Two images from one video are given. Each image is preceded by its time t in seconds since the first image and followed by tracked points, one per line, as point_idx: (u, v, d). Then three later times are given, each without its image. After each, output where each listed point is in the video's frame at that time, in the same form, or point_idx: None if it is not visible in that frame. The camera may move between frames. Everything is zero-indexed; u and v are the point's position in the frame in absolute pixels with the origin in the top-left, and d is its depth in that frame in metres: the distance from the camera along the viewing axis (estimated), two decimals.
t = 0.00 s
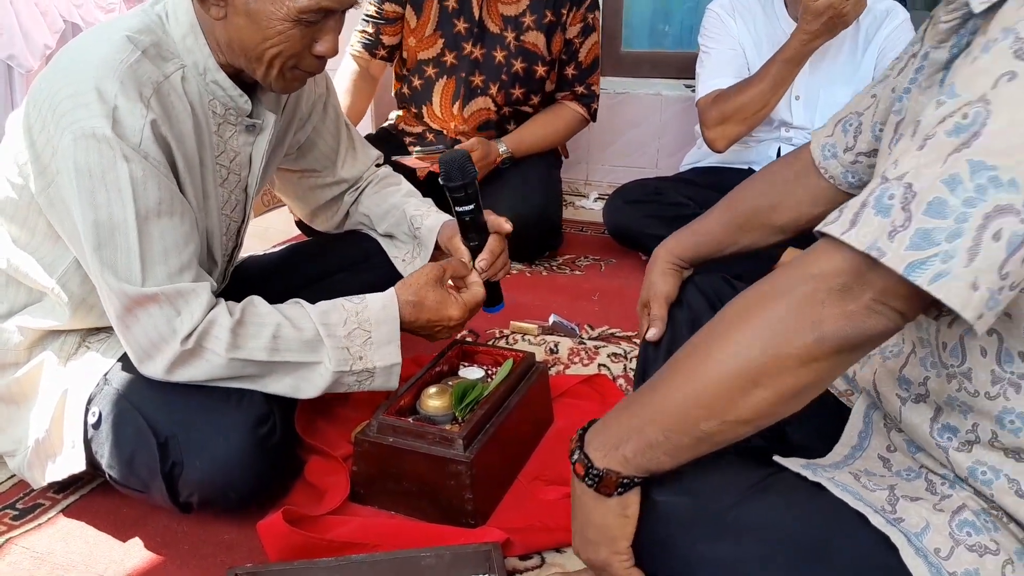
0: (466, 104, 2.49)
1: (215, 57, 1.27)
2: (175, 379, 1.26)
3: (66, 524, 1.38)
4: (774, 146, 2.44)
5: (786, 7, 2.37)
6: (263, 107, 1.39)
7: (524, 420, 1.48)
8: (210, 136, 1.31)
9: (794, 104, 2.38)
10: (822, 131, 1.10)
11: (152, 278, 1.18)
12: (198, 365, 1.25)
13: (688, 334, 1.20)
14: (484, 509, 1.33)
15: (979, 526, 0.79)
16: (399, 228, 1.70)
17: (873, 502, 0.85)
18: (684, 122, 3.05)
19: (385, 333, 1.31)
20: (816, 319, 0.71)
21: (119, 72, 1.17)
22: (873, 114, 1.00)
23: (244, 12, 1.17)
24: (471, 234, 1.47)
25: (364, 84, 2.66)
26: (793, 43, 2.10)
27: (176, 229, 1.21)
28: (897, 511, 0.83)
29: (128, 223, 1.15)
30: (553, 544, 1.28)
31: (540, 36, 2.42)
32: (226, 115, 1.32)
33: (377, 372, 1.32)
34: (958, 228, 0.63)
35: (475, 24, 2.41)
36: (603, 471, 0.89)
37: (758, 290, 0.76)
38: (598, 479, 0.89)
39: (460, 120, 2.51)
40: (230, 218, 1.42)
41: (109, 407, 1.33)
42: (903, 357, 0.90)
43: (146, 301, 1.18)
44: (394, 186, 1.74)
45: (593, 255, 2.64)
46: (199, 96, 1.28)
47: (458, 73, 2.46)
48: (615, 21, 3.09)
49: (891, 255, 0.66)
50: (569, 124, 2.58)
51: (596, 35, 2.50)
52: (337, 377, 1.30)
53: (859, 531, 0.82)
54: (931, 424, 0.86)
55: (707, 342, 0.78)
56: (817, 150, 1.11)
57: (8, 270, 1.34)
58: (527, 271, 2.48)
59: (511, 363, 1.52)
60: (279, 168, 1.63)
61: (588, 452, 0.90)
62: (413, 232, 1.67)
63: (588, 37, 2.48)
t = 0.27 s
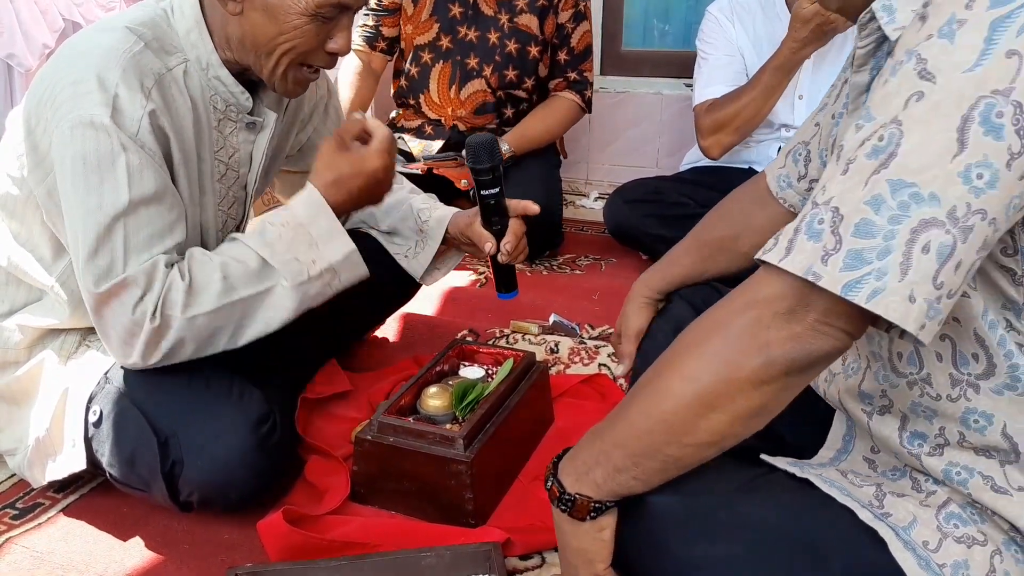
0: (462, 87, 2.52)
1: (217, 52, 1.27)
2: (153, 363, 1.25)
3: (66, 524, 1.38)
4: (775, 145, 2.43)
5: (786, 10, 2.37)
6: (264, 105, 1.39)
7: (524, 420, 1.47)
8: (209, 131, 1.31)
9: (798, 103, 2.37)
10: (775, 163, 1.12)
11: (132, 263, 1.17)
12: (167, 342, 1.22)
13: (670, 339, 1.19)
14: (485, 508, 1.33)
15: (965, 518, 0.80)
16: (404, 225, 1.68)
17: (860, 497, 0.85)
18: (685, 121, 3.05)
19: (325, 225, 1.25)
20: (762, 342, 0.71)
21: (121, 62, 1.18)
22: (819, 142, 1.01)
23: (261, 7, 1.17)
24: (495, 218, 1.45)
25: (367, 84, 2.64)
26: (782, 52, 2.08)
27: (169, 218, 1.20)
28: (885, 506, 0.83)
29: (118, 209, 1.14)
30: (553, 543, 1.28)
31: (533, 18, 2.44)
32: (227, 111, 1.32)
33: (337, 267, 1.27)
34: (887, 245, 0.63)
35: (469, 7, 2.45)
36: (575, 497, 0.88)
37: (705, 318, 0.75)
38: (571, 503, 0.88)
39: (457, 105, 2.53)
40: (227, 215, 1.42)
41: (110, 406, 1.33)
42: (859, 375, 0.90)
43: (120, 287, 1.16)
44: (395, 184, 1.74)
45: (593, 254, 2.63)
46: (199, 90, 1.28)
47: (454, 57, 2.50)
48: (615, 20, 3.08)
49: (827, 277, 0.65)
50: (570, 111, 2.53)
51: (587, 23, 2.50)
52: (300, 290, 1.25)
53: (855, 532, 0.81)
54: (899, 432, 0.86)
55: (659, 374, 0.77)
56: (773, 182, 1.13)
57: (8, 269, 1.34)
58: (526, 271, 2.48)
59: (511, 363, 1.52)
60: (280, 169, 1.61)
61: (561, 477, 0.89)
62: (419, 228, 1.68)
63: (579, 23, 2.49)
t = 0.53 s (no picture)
0: (456, 79, 2.52)
1: (223, 53, 1.28)
2: (146, 355, 1.25)
3: (65, 525, 1.37)
4: (774, 147, 2.42)
5: (787, 13, 2.37)
6: (266, 107, 1.41)
7: (524, 418, 1.47)
8: (212, 130, 1.32)
9: (793, 106, 2.36)
10: (773, 174, 1.14)
11: (132, 252, 1.16)
12: (162, 332, 1.22)
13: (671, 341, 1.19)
14: (484, 508, 1.33)
15: (960, 512, 0.80)
16: (401, 224, 1.68)
17: (855, 493, 0.85)
18: (683, 122, 3.05)
19: (305, 199, 1.25)
20: (771, 328, 0.72)
21: (126, 56, 1.18)
22: (818, 150, 1.04)
23: (266, 11, 1.19)
24: (490, 216, 1.44)
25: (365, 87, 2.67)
26: (792, 54, 2.11)
27: (169, 209, 1.20)
28: (881, 501, 0.83)
29: (122, 201, 1.13)
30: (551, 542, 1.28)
31: (520, 6, 2.46)
32: (229, 111, 1.33)
33: (321, 236, 1.28)
34: (888, 229, 0.65)
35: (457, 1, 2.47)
36: (582, 484, 0.89)
37: (716, 307, 0.77)
38: (577, 491, 0.89)
39: (453, 98, 2.53)
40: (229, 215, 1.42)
41: (108, 406, 1.33)
42: (858, 368, 0.90)
43: (118, 275, 1.15)
44: (393, 185, 1.74)
45: (592, 255, 2.63)
46: (203, 88, 1.29)
47: (446, 51, 2.50)
48: (614, 21, 3.09)
49: (831, 260, 0.67)
50: (564, 101, 2.53)
51: (574, 11, 2.51)
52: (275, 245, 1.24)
53: (854, 530, 0.81)
54: (897, 426, 0.86)
55: (668, 359, 0.78)
56: (772, 191, 1.15)
57: (7, 267, 1.34)
58: (526, 272, 2.48)
59: (511, 364, 1.52)
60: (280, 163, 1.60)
61: (568, 464, 0.90)
62: (415, 227, 1.66)
63: (566, 11, 2.49)
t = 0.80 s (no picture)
0: (454, 78, 2.53)
1: (224, 56, 1.28)
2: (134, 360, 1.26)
3: (67, 526, 1.38)
4: (776, 150, 2.43)
5: (788, 14, 2.37)
6: (267, 109, 1.41)
7: (526, 420, 1.48)
8: (211, 134, 1.32)
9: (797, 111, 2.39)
10: (799, 171, 1.13)
11: (98, 258, 1.16)
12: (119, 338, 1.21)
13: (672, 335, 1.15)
14: (486, 511, 1.33)
15: (969, 523, 0.80)
16: (402, 226, 1.71)
17: (863, 501, 0.85)
18: (685, 124, 3.05)
19: (288, 253, 1.25)
20: (812, 286, 0.67)
21: (125, 59, 1.18)
22: (847, 149, 1.05)
23: (274, 16, 1.19)
24: (490, 214, 1.45)
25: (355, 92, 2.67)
26: (803, 60, 2.10)
27: (146, 218, 1.20)
28: (888, 510, 0.83)
29: (98, 205, 1.14)
30: (552, 547, 1.28)
31: (510, 2, 2.48)
32: (231, 114, 1.33)
33: (295, 293, 1.27)
34: (951, 198, 0.63)
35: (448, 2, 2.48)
36: (596, 373, 0.85)
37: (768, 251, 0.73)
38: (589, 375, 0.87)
39: (452, 97, 2.55)
40: (230, 217, 1.42)
41: (111, 409, 1.33)
42: (882, 360, 0.89)
43: (80, 278, 1.16)
44: (393, 188, 1.77)
45: (594, 258, 2.64)
46: (203, 91, 1.29)
47: (442, 53, 2.51)
48: (616, 23, 3.09)
49: (890, 225, 0.64)
50: (563, 89, 2.52)
51: (564, 3, 2.52)
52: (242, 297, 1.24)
53: (858, 538, 0.81)
54: (916, 423, 0.84)
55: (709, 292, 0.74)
56: (797, 189, 1.14)
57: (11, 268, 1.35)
58: (527, 274, 2.48)
59: (512, 367, 1.52)
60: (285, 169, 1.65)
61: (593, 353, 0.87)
62: (416, 230, 1.70)
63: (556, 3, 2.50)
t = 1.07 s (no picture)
0: (457, 77, 2.52)
1: (203, 39, 1.28)
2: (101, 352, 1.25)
3: (67, 524, 1.38)
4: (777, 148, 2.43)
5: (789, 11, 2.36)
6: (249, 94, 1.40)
7: (527, 417, 1.48)
8: (189, 117, 1.31)
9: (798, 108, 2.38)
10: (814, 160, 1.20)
11: (33, 237, 1.14)
12: (34, 326, 1.17)
13: (672, 328, 1.18)
14: (485, 510, 1.32)
15: (979, 526, 0.80)
16: (392, 221, 1.70)
17: (872, 502, 0.86)
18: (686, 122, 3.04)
19: (241, 325, 1.30)
20: (954, 268, 0.67)
21: (97, 41, 1.18)
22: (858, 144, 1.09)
23: None
24: (476, 200, 1.46)
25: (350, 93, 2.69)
26: (798, 57, 2.10)
27: (93, 203, 1.18)
28: (896, 511, 0.84)
29: (38, 183, 1.12)
30: (554, 546, 1.28)
31: None
32: (211, 99, 1.33)
33: (223, 364, 1.30)
34: None
35: (445, 3, 2.46)
36: (740, 147, 0.84)
37: (938, 190, 0.69)
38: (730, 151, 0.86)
39: (456, 96, 2.54)
40: (213, 203, 1.40)
41: (111, 407, 1.33)
42: (907, 354, 0.92)
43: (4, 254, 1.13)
44: (380, 184, 1.76)
45: (595, 256, 2.63)
46: (181, 75, 1.28)
47: (442, 53, 2.49)
48: (617, 21, 3.08)
49: None
50: (569, 78, 2.55)
51: None
52: (178, 357, 1.27)
53: (860, 535, 0.81)
54: (935, 421, 0.87)
55: (869, 173, 0.72)
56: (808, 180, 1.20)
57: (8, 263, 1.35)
58: (528, 272, 2.48)
59: (513, 365, 1.52)
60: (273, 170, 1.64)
61: (746, 125, 0.83)
62: (407, 223, 1.69)
63: None
